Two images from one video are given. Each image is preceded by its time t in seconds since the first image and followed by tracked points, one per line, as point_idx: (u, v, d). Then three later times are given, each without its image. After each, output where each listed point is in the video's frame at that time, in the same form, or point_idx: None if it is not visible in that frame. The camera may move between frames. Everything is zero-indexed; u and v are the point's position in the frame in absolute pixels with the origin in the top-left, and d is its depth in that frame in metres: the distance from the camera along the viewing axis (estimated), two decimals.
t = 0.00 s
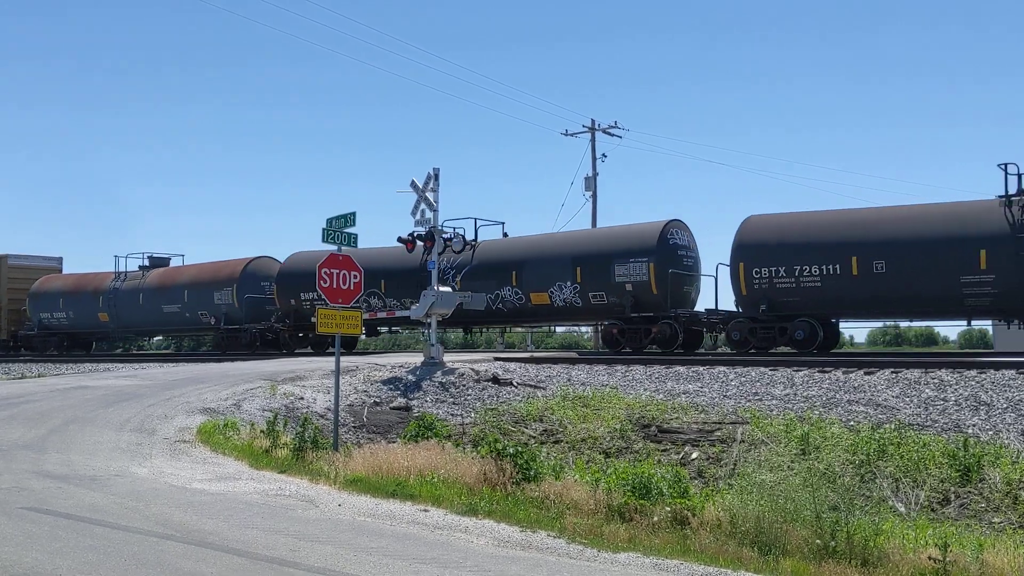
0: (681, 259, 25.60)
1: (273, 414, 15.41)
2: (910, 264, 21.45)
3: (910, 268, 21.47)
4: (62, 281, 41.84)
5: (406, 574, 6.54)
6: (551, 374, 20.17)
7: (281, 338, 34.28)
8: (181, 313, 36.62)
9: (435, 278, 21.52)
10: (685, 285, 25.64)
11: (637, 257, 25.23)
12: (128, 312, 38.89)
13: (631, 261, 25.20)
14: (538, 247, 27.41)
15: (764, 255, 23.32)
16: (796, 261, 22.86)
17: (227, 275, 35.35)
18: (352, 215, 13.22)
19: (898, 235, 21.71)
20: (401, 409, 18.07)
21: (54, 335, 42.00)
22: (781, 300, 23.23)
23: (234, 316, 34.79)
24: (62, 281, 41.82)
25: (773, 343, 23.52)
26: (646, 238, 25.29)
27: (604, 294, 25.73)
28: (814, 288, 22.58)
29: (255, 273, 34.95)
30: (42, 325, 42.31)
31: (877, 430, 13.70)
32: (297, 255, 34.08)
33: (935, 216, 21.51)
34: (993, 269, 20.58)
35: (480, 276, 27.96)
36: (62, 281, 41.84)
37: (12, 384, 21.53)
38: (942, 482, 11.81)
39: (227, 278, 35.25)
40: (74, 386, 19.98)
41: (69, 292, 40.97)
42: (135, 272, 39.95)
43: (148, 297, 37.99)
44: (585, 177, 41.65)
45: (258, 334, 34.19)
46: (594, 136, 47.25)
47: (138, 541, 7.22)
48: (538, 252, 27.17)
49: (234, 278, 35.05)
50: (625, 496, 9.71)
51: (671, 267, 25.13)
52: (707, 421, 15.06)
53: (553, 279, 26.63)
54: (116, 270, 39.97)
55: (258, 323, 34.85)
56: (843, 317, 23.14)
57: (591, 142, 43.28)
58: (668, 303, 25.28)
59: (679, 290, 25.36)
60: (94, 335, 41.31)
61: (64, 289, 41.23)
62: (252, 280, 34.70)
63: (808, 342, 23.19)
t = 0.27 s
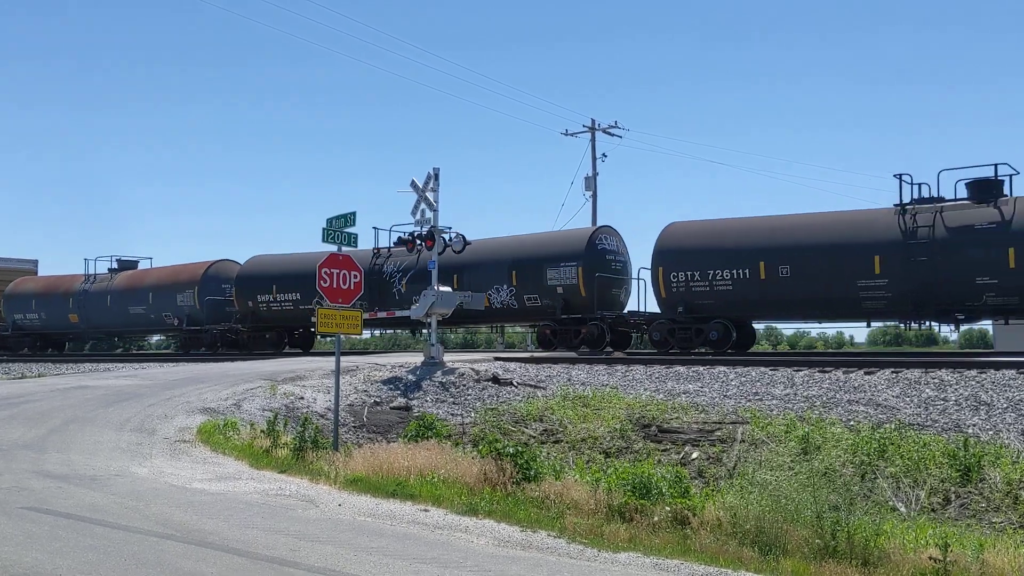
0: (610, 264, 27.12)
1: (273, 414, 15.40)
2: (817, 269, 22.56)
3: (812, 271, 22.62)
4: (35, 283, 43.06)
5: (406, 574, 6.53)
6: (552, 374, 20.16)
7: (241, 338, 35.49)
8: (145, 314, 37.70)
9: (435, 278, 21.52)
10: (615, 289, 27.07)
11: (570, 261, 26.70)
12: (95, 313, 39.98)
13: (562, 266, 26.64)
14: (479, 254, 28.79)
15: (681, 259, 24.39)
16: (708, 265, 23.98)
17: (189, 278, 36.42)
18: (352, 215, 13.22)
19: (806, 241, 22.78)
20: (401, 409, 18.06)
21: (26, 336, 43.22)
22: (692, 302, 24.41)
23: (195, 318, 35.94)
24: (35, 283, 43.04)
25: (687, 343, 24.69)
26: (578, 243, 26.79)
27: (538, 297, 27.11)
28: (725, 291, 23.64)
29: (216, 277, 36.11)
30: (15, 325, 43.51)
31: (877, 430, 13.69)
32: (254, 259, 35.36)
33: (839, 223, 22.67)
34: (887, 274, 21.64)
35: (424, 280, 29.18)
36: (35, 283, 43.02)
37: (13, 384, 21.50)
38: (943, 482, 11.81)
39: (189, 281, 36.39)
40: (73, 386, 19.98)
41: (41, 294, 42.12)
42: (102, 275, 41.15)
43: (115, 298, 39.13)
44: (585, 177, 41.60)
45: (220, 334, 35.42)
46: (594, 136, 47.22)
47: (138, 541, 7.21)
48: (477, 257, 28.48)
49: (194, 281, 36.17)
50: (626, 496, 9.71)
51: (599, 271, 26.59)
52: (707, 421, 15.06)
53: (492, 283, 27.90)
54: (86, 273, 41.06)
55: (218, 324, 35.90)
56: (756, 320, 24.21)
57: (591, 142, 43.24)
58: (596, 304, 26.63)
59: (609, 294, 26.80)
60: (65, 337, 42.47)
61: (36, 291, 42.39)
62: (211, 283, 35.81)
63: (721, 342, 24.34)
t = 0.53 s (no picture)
0: (544, 266, 28.47)
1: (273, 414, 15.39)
2: (725, 273, 23.57)
3: (721, 276, 23.65)
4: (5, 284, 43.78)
5: (406, 574, 6.54)
6: (551, 373, 20.17)
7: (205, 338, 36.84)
8: (112, 315, 38.54)
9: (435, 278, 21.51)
10: (548, 291, 28.46)
11: (504, 265, 28.07)
12: (64, 314, 40.77)
13: (498, 269, 28.04)
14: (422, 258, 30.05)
15: (605, 264, 25.49)
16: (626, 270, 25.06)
17: (153, 280, 37.39)
18: (352, 215, 13.21)
19: (718, 246, 23.83)
20: (401, 409, 18.05)
21: None
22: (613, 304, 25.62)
23: (161, 319, 36.93)
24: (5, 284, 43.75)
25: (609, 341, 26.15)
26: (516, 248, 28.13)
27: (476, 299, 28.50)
28: (646, 293, 24.62)
29: (180, 279, 37.10)
30: None
31: (877, 430, 13.68)
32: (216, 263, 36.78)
33: (749, 229, 23.74)
34: (792, 278, 22.67)
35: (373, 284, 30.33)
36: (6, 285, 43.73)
37: (12, 384, 21.47)
38: (943, 482, 11.80)
39: (153, 283, 37.32)
40: (73, 385, 19.99)
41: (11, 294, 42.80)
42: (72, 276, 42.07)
43: (82, 300, 39.95)
44: (584, 177, 41.56)
45: (184, 334, 36.63)
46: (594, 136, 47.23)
47: (137, 541, 7.21)
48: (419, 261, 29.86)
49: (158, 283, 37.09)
50: (626, 496, 9.70)
51: (533, 273, 27.97)
52: (707, 421, 15.06)
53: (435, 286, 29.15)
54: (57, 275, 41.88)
55: (181, 325, 36.83)
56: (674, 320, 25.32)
57: (591, 141, 43.20)
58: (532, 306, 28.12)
59: (543, 295, 28.20)
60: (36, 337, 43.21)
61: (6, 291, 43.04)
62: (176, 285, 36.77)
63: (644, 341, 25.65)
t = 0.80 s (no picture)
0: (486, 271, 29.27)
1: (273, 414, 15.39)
2: (644, 277, 25.31)
3: (644, 279, 25.31)
4: None
5: (405, 574, 6.53)
6: (552, 374, 20.17)
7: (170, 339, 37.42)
8: (81, 317, 38.92)
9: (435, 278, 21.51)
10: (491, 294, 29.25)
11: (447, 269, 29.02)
12: (36, 316, 41.14)
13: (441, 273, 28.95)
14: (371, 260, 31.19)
15: (542, 267, 27.14)
16: (558, 275, 26.77)
17: (120, 283, 37.83)
18: (352, 215, 13.21)
19: (638, 252, 25.53)
20: (401, 409, 18.05)
21: None
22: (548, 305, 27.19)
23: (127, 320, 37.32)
24: None
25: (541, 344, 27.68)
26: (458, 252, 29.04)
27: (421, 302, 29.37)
28: (576, 297, 26.40)
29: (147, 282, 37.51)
30: None
31: (877, 430, 13.68)
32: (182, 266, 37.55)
33: (663, 236, 25.45)
34: (705, 282, 24.36)
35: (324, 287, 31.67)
36: None
37: (12, 384, 21.46)
38: (943, 482, 11.80)
39: (121, 285, 37.73)
40: (73, 385, 20.00)
41: None
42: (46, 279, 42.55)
43: (53, 301, 40.38)
44: (585, 177, 41.59)
45: (150, 335, 37.15)
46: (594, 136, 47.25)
47: (137, 541, 7.21)
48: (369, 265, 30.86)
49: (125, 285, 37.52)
50: (626, 496, 9.70)
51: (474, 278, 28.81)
52: (707, 421, 15.06)
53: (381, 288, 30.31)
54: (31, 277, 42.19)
55: (147, 327, 37.19)
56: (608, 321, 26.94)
57: (591, 142, 43.23)
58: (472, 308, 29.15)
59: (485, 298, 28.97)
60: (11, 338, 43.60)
61: None
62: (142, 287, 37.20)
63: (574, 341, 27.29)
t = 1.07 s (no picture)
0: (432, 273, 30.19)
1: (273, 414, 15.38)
2: (572, 281, 26.52)
3: (571, 283, 26.57)
4: None
5: (406, 574, 6.53)
6: (552, 373, 20.16)
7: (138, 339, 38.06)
8: (54, 317, 39.73)
9: (435, 278, 21.50)
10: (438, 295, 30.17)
11: (394, 272, 30.02)
12: (14, 317, 42.02)
13: (389, 276, 30.06)
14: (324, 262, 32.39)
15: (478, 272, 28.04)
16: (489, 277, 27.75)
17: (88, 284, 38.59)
18: (352, 215, 13.20)
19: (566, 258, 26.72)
20: (401, 409, 18.05)
21: None
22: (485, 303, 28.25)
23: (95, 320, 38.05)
24: None
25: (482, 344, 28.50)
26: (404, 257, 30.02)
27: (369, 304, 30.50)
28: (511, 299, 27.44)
29: (114, 283, 38.22)
30: None
31: (877, 430, 13.68)
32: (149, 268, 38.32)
33: (587, 241, 26.79)
34: (628, 285, 25.56)
35: (281, 288, 32.96)
36: None
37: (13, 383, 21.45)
38: (943, 482, 11.80)
39: (89, 286, 38.51)
40: (73, 385, 19.99)
41: None
42: (22, 280, 43.42)
43: (28, 302, 41.20)
44: (585, 177, 41.60)
45: (118, 335, 37.71)
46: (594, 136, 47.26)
47: (137, 541, 7.20)
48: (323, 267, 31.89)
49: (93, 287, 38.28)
50: (626, 496, 9.71)
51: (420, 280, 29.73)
52: (707, 420, 15.08)
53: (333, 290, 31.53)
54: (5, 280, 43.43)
55: (114, 327, 37.84)
56: (541, 322, 28.10)
57: (591, 142, 43.24)
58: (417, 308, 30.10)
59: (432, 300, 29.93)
60: None
61: None
62: (109, 288, 37.89)
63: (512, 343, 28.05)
